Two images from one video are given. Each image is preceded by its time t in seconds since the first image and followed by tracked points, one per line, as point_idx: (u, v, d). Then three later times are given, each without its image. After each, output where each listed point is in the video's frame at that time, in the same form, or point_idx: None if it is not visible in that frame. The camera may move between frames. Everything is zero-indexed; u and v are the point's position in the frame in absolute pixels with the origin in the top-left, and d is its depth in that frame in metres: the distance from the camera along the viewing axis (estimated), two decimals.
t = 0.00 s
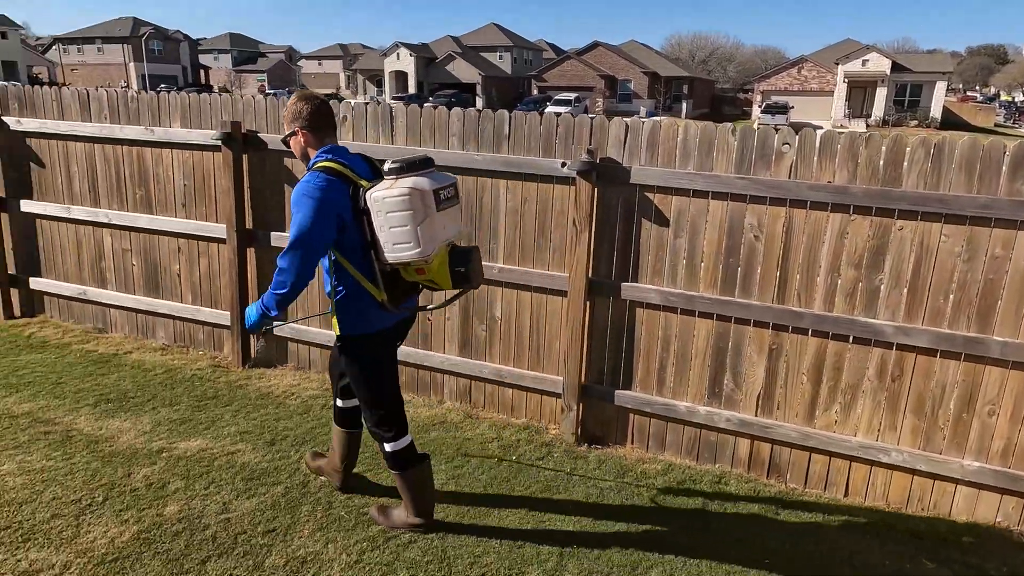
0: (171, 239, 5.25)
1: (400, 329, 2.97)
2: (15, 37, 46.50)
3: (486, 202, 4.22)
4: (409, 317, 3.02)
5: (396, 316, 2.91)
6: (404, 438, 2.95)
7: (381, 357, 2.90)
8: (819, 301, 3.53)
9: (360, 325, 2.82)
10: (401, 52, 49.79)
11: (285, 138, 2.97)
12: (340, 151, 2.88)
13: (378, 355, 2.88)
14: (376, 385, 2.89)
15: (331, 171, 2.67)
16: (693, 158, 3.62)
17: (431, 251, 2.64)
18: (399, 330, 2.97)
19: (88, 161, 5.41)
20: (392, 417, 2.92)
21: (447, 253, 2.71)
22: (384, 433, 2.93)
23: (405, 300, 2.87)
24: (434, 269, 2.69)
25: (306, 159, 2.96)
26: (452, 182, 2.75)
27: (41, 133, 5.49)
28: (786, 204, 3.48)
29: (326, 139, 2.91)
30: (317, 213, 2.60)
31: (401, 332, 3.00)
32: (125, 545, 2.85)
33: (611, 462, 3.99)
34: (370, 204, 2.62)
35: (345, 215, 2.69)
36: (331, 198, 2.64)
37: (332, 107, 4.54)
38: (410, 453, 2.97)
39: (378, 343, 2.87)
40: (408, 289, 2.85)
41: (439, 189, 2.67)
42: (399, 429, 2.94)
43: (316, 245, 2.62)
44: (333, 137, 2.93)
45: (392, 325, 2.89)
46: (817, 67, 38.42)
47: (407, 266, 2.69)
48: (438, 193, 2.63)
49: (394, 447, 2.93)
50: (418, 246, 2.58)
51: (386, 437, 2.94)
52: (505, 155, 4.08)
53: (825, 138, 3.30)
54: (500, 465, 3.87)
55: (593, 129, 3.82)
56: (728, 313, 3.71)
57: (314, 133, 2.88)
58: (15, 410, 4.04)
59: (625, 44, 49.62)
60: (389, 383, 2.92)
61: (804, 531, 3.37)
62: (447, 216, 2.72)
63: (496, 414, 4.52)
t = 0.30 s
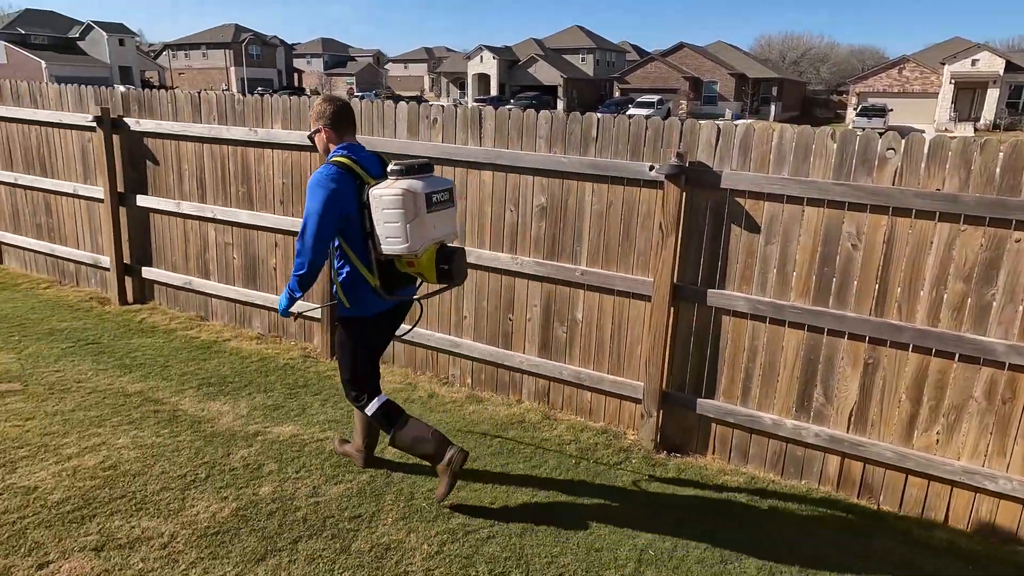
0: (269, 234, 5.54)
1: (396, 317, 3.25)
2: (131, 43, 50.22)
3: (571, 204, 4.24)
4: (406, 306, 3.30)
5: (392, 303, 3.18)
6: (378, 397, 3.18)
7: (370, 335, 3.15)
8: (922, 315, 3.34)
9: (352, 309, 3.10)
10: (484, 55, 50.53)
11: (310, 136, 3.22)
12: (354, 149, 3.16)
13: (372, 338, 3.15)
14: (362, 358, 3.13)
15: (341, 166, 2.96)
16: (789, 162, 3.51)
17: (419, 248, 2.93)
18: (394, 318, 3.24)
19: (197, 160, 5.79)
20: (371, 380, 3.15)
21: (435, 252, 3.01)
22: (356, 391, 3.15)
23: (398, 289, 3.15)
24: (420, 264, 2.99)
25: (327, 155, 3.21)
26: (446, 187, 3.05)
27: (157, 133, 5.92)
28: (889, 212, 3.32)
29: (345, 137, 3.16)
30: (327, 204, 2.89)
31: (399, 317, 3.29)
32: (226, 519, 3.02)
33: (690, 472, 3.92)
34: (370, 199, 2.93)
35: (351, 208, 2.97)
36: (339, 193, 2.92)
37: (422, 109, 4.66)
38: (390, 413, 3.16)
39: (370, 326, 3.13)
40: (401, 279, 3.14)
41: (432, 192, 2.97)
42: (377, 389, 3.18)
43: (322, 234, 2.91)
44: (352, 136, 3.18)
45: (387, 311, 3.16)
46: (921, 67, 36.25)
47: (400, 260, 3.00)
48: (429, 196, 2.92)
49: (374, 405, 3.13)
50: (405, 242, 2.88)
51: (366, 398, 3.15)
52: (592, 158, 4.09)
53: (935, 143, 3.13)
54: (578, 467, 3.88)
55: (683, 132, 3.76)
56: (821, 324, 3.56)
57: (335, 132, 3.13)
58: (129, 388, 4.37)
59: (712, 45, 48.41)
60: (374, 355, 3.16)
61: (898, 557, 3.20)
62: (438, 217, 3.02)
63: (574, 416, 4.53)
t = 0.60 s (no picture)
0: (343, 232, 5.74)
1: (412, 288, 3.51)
2: (215, 48, 52.77)
3: (642, 207, 4.22)
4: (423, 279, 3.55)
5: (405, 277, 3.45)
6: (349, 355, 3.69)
7: (372, 307, 3.50)
8: (1016, 330, 3.15)
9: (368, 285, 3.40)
10: (551, 57, 50.59)
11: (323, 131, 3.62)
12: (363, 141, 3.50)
13: (381, 308, 3.50)
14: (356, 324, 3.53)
15: (350, 155, 3.29)
16: (873, 167, 3.38)
17: (425, 223, 3.22)
18: (410, 291, 3.50)
19: (277, 159, 6.05)
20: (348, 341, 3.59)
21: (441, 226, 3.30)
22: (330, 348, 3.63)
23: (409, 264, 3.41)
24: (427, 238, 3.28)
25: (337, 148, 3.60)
26: (448, 164, 3.31)
27: (241, 133, 6.21)
28: (982, 220, 3.15)
29: (353, 131, 3.54)
30: (342, 186, 3.22)
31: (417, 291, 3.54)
32: (300, 505, 3.14)
33: (758, 483, 3.82)
34: (376, 181, 3.24)
35: (362, 191, 3.30)
36: (350, 178, 3.25)
37: (495, 111, 4.73)
38: (346, 369, 3.72)
39: (383, 297, 3.47)
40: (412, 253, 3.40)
41: (434, 171, 3.23)
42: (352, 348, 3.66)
43: (342, 217, 3.25)
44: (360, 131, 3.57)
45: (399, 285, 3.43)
46: (1017, 66, 34.08)
47: (409, 236, 3.30)
48: (431, 174, 3.19)
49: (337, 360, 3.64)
50: (411, 218, 3.17)
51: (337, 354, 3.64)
52: (665, 161, 4.05)
53: None
54: (641, 472, 3.84)
55: (760, 135, 3.68)
56: (904, 336, 3.41)
57: (343, 126, 3.52)
58: (212, 375, 4.61)
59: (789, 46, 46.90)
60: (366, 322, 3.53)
61: None
62: (442, 194, 3.28)
63: (639, 421, 4.50)
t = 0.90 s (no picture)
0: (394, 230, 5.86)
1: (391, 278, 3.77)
2: (271, 50, 54.24)
3: (693, 209, 4.18)
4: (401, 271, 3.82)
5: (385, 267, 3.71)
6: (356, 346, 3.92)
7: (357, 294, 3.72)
8: None
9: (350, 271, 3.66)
10: (600, 57, 50.29)
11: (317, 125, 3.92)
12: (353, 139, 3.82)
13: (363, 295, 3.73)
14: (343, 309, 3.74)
15: (339, 152, 3.62)
16: (938, 170, 3.27)
17: (402, 220, 3.57)
18: (388, 281, 3.75)
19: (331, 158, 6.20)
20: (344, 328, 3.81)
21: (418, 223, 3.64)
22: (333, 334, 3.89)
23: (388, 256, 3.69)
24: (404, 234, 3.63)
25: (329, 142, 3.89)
26: (426, 167, 3.64)
27: (297, 133, 6.39)
28: None
29: (344, 128, 3.82)
30: (330, 180, 3.59)
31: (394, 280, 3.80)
32: (351, 496, 3.21)
33: (810, 493, 3.73)
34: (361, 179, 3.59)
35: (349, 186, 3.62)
36: (336, 173, 3.59)
37: (546, 112, 4.76)
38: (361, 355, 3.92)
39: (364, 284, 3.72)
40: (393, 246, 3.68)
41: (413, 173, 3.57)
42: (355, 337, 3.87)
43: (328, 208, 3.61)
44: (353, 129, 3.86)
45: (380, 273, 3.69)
46: None
47: (387, 230, 3.62)
48: (409, 176, 3.53)
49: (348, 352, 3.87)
50: (390, 215, 3.50)
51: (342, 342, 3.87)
52: (718, 162, 4.00)
53: None
54: (688, 476, 3.81)
55: (818, 137, 3.60)
56: (967, 346, 3.29)
57: (334, 123, 3.80)
58: (267, 367, 4.77)
59: (846, 44, 45.52)
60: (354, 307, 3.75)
61: None
62: (420, 194, 3.62)
63: (686, 425, 4.46)
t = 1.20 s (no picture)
0: (445, 230, 5.96)
1: (391, 262, 4.12)
2: (327, 53, 55.55)
3: (748, 212, 4.11)
4: (398, 256, 4.16)
5: (382, 252, 4.05)
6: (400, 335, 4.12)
7: (361, 277, 4.08)
8: None
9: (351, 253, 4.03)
10: (652, 58, 49.72)
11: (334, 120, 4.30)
12: (362, 133, 4.18)
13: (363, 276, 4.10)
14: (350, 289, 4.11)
15: (343, 146, 3.99)
16: (1010, 175, 3.13)
17: (395, 209, 3.88)
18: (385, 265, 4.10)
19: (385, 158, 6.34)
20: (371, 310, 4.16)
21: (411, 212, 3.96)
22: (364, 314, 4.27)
23: (386, 241, 4.03)
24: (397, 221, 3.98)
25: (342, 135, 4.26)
26: (421, 160, 3.95)
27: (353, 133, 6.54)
28: None
29: (354, 124, 4.19)
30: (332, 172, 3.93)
31: (392, 264, 4.13)
32: (401, 489, 3.28)
33: (865, 506, 3.63)
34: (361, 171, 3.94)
35: (350, 177, 3.98)
36: (339, 164, 3.95)
37: (599, 113, 4.76)
38: (404, 347, 4.10)
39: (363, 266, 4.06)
40: (390, 232, 4.02)
41: (407, 165, 3.89)
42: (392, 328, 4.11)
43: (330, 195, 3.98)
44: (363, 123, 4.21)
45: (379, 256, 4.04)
46: None
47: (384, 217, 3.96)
48: (402, 168, 3.84)
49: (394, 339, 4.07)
50: (383, 204, 3.82)
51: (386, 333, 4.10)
52: (774, 165, 3.93)
53: None
54: (738, 484, 3.75)
55: (881, 140, 3.50)
56: None
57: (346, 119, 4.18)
58: (321, 361, 4.91)
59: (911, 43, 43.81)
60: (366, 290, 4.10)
61: None
62: (412, 185, 3.95)
63: (736, 431, 4.39)
